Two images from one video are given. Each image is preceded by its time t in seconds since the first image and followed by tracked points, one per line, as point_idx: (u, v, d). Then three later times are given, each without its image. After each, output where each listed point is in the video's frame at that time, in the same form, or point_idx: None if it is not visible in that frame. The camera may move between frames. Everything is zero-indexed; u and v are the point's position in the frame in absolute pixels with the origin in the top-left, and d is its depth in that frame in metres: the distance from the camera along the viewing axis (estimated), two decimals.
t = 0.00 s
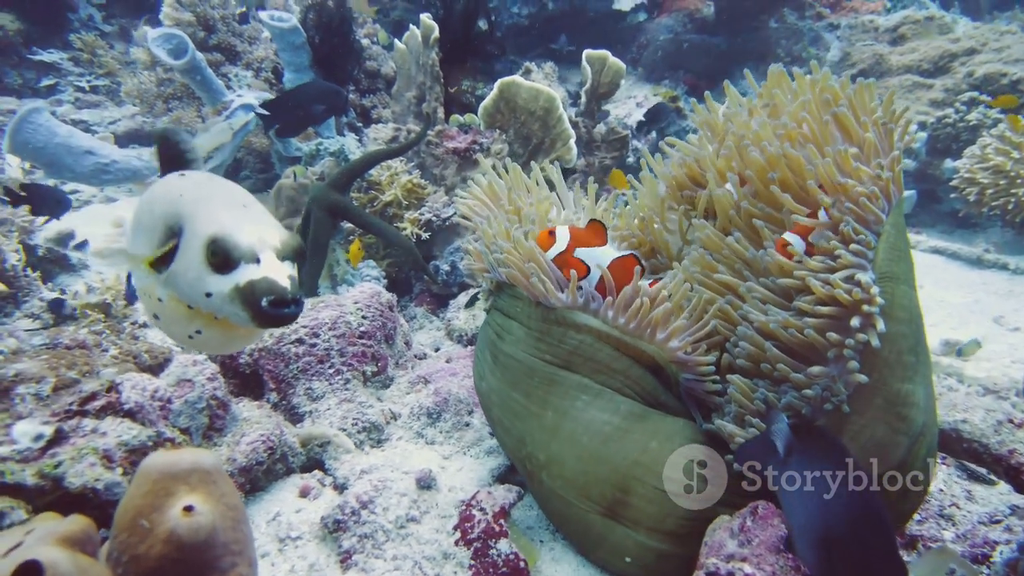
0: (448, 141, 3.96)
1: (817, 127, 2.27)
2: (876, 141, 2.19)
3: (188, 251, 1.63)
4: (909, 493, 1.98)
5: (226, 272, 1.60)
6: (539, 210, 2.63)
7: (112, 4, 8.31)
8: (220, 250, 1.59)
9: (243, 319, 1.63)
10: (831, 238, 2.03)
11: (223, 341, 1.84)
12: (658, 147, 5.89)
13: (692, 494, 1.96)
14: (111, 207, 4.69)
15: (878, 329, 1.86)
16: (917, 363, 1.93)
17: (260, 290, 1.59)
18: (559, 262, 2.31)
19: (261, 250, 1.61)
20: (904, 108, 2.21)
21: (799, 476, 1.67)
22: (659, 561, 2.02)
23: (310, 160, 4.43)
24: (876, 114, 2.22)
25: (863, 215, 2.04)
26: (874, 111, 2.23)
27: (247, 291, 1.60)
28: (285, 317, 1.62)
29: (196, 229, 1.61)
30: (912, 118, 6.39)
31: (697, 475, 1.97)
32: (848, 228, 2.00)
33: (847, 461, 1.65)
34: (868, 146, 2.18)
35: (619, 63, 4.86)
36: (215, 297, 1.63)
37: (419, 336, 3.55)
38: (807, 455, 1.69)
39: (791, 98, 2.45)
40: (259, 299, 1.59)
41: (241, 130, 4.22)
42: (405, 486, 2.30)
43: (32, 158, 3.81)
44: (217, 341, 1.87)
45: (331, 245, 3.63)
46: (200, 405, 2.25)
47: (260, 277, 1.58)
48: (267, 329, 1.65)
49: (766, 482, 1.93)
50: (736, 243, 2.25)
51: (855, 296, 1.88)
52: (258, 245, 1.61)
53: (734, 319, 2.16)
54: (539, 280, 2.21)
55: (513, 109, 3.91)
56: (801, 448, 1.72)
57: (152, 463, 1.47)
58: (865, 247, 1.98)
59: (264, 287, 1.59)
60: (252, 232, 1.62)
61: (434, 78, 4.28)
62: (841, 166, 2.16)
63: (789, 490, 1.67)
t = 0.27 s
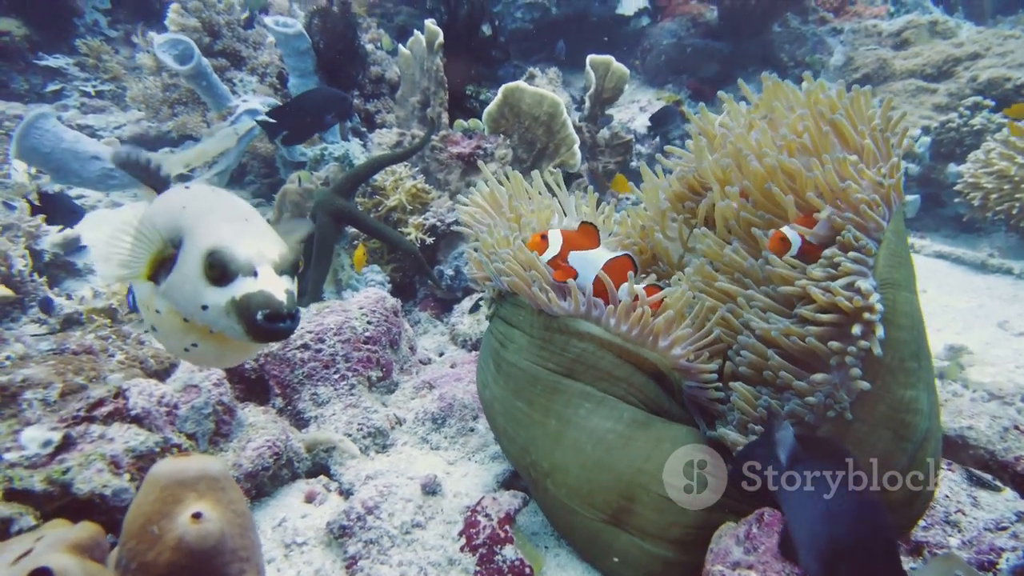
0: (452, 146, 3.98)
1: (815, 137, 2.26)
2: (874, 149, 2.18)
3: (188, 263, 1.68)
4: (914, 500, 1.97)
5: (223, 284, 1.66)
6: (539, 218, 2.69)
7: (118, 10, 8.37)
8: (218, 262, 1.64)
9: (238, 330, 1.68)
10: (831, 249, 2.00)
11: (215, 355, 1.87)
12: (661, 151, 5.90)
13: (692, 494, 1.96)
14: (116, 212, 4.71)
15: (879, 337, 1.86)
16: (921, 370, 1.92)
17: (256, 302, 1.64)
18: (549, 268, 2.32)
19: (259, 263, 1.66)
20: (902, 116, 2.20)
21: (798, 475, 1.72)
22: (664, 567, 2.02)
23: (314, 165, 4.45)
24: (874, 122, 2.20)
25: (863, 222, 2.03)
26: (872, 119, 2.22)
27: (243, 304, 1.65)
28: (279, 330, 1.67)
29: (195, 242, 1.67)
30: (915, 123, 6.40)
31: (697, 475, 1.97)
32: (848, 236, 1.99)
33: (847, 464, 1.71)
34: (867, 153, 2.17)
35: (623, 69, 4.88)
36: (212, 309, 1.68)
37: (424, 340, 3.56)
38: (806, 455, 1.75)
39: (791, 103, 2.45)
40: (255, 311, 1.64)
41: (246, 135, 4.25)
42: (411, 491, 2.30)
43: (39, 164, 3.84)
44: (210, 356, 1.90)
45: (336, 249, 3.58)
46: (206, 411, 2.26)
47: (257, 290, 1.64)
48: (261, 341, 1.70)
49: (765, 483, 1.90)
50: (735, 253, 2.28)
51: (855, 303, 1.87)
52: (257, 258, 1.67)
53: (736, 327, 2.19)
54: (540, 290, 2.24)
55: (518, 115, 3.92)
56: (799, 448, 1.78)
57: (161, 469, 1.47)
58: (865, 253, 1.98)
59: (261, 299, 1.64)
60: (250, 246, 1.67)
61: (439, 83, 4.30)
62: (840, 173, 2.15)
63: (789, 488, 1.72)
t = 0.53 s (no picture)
0: (454, 147, 4.00)
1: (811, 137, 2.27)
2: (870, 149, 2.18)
3: (178, 269, 1.68)
4: (915, 498, 1.96)
5: (211, 291, 1.63)
6: (541, 220, 2.70)
7: (121, 11, 8.40)
8: (207, 268, 1.63)
9: (224, 338, 1.65)
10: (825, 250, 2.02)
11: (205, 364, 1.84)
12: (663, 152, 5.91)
13: (691, 494, 1.96)
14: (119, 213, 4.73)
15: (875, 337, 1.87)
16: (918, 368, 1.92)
17: (242, 309, 1.61)
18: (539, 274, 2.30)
19: (248, 270, 1.64)
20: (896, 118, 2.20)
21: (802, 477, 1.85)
22: (665, 567, 2.02)
23: (317, 166, 4.46)
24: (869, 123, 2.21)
25: (859, 221, 2.04)
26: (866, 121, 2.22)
27: (230, 311, 1.62)
28: (266, 339, 1.63)
29: (187, 248, 1.66)
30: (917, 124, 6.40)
31: (696, 475, 1.97)
32: (843, 235, 1.98)
33: (849, 462, 1.82)
34: (863, 152, 2.16)
35: (625, 70, 4.89)
36: (199, 316, 1.65)
37: (426, 341, 3.57)
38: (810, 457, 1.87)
39: (789, 105, 2.46)
40: (241, 319, 1.61)
41: (249, 137, 4.25)
42: (413, 491, 2.31)
43: (42, 165, 3.86)
44: (200, 365, 1.87)
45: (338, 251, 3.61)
46: (209, 411, 2.26)
47: (244, 297, 1.60)
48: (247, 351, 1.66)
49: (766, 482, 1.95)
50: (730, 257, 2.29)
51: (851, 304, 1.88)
52: (246, 264, 1.65)
53: (733, 329, 2.18)
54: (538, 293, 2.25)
55: (520, 116, 3.93)
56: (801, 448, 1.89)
57: (165, 468, 1.48)
58: (861, 252, 1.98)
59: (248, 307, 1.61)
60: (241, 252, 1.65)
61: (441, 84, 4.32)
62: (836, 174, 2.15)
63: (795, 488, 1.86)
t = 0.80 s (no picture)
0: (463, 149, 4.04)
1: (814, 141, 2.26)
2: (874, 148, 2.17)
3: (181, 275, 1.70)
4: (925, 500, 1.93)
5: (212, 296, 1.65)
6: (550, 221, 2.72)
7: (130, 14, 8.46)
8: (207, 274, 1.65)
9: (224, 344, 1.66)
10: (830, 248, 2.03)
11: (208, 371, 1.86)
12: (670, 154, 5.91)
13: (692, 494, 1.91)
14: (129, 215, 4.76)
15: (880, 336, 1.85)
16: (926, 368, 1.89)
17: (241, 315, 1.62)
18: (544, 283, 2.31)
19: (248, 275, 1.65)
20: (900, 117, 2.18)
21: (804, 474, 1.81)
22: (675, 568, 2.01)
23: (326, 167, 4.49)
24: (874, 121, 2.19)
25: (865, 220, 2.03)
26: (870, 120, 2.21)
27: (230, 316, 1.63)
28: (265, 344, 1.64)
29: (188, 255, 1.68)
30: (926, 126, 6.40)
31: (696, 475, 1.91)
32: (849, 234, 1.98)
33: (849, 463, 1.81)
34: (868, 152, 2.14)
35: (633, 71, 4.89)
36: (200, 321, 1.67)
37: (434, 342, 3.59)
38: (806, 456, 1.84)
39: (792, 106, 2.45)
40: (241, 324, 1.62)
41: (258, 138, 4.27)
42: (424, 491, 2.32)
43: (54, 166, 3.90)
44: (204, 372, 1.89)
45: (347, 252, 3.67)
46: (221, 411, 2.26)
47: (243, 302, 1.62)
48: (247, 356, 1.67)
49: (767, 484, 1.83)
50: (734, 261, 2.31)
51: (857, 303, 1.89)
52: (246, 269, 1.66)
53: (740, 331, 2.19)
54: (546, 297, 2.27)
55: (528, 117, 3.95)
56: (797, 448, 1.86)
57: (182, 467, 1.49)
58: (867, 251, 1.97)
59: (248, 312, 1.62)
60: (242, 257, 1.67)
61: (449, 86, 4.33)
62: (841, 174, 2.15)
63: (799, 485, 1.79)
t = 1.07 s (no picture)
0: (467, 150, 4.09)
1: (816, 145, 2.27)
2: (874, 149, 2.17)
3: (175, 283, 1.70)
4: (926, 502, 1.94)
5: (206, 305, 1.65)
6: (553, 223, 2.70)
7: (134, 16, 8.50)
8: (201, 283, 1.65)
9: (220, 352, 1.67)
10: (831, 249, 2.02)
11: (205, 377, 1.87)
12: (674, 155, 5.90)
13: (691, 493, 1.93)
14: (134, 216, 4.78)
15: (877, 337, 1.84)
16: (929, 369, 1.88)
17: (236, 323, 1.63)
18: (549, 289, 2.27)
19: (242, 282, 1.65)
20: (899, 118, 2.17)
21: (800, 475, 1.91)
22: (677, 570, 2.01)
23: (330, 169, 4.50)
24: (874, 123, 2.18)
25: (865, 221, 2.03)
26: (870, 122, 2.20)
27: (225, 325, 1.64)
28: (261, 351, 1.65)
29: (182, 263, 1.68)
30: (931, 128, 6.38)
31: (696, 475, 1.93)
32: (850, 235, 1.98)
33: (848, 464, 1.88)
34: (868, 153, 2.14)
35: (638, 72, 4.88)
36: (195, 330, 1.68)
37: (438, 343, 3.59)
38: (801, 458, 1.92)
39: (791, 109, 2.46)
40: (235, 332, 1.63)
41: (263, 139, 4.28)
42: (427, 494, 2.32)
43: (60, 167, 3.91)
44: (201, 379, 1.90)
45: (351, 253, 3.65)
46: (225, 413, 2.25)
47: (237, 310, 1.62)
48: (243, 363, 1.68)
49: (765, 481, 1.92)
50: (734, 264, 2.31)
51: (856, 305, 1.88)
52: (241, 277, 1.66)
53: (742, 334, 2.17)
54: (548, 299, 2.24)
55: (532, 119, 3.92)
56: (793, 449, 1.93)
57: (187, 469, 1.49)
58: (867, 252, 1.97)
59: (242, 320, 1.63)
60: (236, 265, 1.67)
61: (453, 88, 4.34)
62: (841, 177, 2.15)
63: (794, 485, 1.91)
